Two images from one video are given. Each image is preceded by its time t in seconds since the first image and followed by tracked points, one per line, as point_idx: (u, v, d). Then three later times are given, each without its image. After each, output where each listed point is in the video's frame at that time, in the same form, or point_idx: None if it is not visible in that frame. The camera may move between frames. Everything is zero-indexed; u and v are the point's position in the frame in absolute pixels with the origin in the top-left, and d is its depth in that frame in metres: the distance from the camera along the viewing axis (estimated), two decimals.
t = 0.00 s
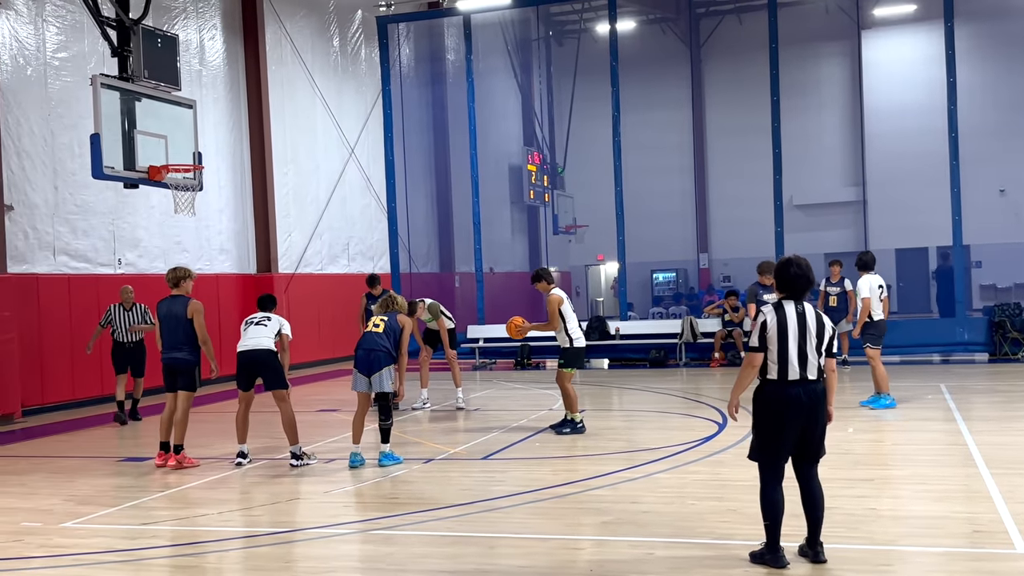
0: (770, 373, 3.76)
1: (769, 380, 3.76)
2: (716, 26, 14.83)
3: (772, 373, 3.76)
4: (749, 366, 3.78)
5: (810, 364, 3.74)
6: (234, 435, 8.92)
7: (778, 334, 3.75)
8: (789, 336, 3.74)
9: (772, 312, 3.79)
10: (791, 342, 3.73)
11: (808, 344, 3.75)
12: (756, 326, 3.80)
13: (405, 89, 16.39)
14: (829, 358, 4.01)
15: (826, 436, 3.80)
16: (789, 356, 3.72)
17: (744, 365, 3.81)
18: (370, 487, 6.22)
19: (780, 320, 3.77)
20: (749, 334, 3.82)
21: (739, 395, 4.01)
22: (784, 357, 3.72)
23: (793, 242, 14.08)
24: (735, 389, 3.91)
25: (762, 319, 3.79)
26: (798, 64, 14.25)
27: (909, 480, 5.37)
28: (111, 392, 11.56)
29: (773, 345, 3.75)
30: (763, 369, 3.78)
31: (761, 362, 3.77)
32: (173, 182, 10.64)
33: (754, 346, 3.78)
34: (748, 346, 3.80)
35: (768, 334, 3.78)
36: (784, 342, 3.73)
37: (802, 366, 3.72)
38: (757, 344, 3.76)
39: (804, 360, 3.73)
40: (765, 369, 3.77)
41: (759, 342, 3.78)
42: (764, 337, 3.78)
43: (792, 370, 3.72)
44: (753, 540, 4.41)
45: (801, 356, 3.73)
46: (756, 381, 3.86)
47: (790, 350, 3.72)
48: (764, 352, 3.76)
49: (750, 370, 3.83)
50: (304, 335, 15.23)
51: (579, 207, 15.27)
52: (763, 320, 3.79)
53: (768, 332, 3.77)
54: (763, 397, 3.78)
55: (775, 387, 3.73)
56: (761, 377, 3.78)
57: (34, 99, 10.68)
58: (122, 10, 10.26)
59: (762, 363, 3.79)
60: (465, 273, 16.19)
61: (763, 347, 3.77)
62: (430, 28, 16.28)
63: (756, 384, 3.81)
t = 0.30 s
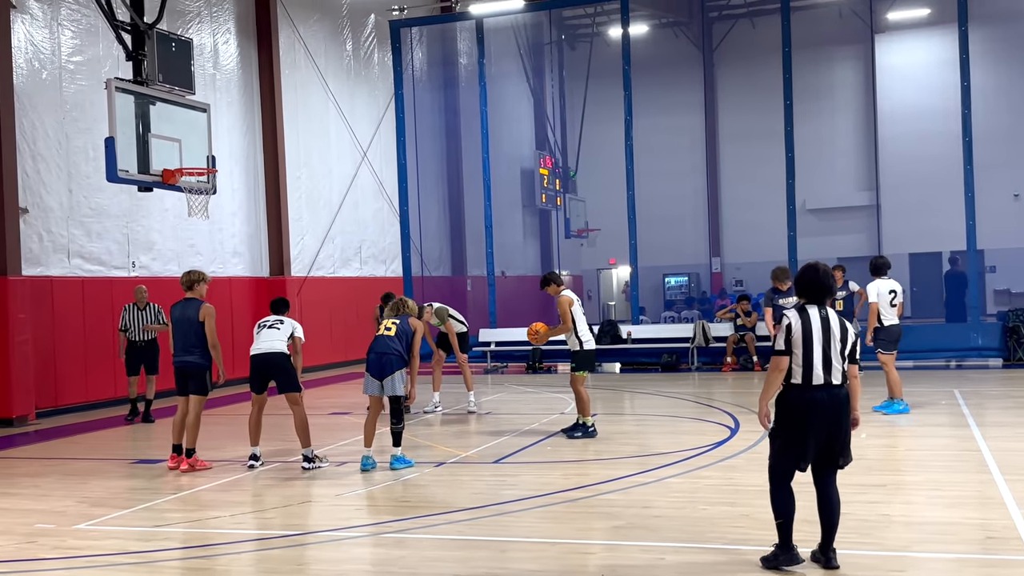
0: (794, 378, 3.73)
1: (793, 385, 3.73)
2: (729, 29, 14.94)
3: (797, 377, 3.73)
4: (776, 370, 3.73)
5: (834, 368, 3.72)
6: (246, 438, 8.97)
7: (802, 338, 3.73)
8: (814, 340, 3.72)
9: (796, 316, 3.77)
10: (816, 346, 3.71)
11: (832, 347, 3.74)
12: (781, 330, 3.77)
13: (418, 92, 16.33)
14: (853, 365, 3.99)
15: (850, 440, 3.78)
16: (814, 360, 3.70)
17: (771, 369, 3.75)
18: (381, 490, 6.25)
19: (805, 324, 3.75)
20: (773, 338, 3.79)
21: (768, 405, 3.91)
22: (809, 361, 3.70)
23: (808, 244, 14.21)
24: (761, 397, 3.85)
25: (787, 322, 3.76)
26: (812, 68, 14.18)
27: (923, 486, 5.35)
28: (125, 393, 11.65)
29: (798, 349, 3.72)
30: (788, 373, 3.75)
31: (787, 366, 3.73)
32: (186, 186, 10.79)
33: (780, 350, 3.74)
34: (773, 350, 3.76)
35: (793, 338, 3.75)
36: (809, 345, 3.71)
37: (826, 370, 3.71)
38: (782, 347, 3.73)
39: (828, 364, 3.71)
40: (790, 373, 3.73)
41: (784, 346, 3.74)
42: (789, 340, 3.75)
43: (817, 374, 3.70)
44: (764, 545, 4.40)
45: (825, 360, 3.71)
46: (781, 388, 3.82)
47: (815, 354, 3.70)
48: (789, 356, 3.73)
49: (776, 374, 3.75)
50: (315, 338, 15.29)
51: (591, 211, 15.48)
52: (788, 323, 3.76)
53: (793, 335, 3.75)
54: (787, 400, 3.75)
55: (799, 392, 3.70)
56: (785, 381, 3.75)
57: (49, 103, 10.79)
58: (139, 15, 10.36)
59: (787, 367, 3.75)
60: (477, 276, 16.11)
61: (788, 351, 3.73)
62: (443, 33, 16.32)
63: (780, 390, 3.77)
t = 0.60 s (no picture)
0: (801, 385, 3.73)
1: (801, 392, 3.73)
2: (739, 34, 14.85)
3: (804, 384, 3.73)
4: (781, 375, 3.77)
5: (842, 377, 3.70)
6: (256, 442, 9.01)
7: (810, 345, 3.72)
8: (822, 347, 3.71)
9: (804, 322, 3.76)
10: (824, 353, 3.70)
11: (841, 355, 3.71)
12: (788, 336, 3.77)
13: (427, 96, 16.50)
14: (864, 369, 3.94)
15: (861, 448, 3.76)
16: (820, 367, 3.69)
17: (777, 375, 3.79)
18: (390, 494, 6.26)
19: (812, 331, 3.73)
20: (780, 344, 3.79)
21: (772, 408, 3.92)
22: (815, 368, 3.69)
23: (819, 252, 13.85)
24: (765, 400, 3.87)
25: (794, 329, 3.76)
26: (821, 73, 14.27)
27: (934, 491, 5.33)
28: (135, 397, 11.72)
29: (805, 356, 3.71)
30: (794, 379, 3.77)
31: (792, 373, 3.75)
32: (196, 190, 10.94)
33: (785, 356, 3.75)
34: (779, 356, 3.77)
35: (800, 344, 3.74)
36: (816, 352, 3.70)
37: (834, 378, 3.69)
38: (787, 354, 3.75)
39: (836, 371, 3.69)
40: (797, 380, 3.73)
41: (790, 352, 3.75)
42: (795, 347, 3.74)
43: (824, 382, 3.69)
44: (773, 550, 4.40)
45: (832, 368, 3.69)
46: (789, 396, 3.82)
47: (822, 361, 3.69)
48: (795, 363, 3.74)
49: (781, 381, 3.80)
50: (324, 342, 15.34)
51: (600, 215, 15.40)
52: (795, 330, 3.75)
53: (800, 342, 3.74)
54: (797, 409, 3.74)
55: (807, 399, 3.71)
56: (793, 388, 3.75)
57: (60, 107, 10.87)
58: (150, 21, 10.26)
59: (793, 373, 3.76)
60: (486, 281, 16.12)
61: (794, 357, 3.74)
62: (452, 37, 16.34)
63: (788, 396, 3.78)
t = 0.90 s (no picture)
0: (806, 391, 3.72)
1: (807, 399, 3.72)
2: (745, 36, 14.78)
3: (808, 390, 3.72)
4: (784, 383, 3.75)
5: (847, 383, 3.71)
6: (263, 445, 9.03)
7: (814, 351, 3.71)
8: (826, 353, 3.70)
9: (807, 328, 3.75)
10: (829, 360, 3.69)
11: (846, 362, 3.72)
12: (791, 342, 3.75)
13: (433, 99, 16.52)
14: (868, 377, 3.90)
15: (865, 452, 3.78)
16: (825, 374, 3.69)
17: (778, 381, 3.77)
18: (396, 497, 6.27)
19: (816, 338, 3.72)
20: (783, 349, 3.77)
21: (773, 410, 3.92)
22: (820, 375, 3.69)
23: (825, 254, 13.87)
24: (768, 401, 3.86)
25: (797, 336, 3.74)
26: (826, 76, 14.26)
27: (941, 495, 5.31)
28: (143, 400, 11.78)
29: (809, 362, 3.70)
30: (798, 386, 3.75)
31: (795, 379, 3.73)
32: (203, 194, 10.88)
33: (788, 363, 3.74)
34: (783, 362, 3.76)
35: (803, 351, 3.73)
36: (820, 359, 3.69)
37: (840, 384, 3.69)
38: (790, 362, 3.73)
39: (841, 377, 3.70)
40: (802, 387, 3.73)
41: (793, 359, 3.74)
42: (799, 353, 3.73)
43: (830, 388, 3.69)
44: (779, 554, 4.39)
45: (838, 374, 3.70)
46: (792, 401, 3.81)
47: (827, 368, 3.69)
48: (799, 369, 3.73)
49: (782, 389, 3.80)
50: (331, 345, 15.37)
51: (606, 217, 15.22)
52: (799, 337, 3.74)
53: (803, 348, 3.73)
54: (804, 416, 3.72)
55: (813, 404, 3.69)
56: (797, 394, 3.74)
57: (68, 111, 10.93)
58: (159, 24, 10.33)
59: (797, 379, 3.75)
60: (492, 284, 16.26)
61: (798, 364, 3.73)
62: (459, 41, 16.37)
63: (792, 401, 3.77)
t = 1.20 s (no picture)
0: (813, 396, 3.70)
1: (814, 404, 3.70)
2: (750, 37, 14.78)
3: (815, 395, 3.70)
4: (791, 389, 3.72)
5: (853, 383, 3.70)
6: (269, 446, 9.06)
7: (819, 354, 3.69)
8: (831, 355, 3.69)
9: (809, 332, 3.74)
10: (834, 361, 3.68)
11: (850, 360, 3.72)
12: (796, 347, 3.73)
13: (438, 101, 16.57)
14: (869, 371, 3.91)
15: (871, 457, 3.79)
16: (832, 376, 3.67)
17: (784, 388, 3.74)
18: (402, 499, 6.29)
19: (819, 340, 3.71)
20: (788, 355, 3.74)
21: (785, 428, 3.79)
22: (827, 377, 3.67)
23: (830, 254, 13.97)
24: (778, 416, 3.76)
25: (801, 341, 3.73)
26: (831, 77, 14.24)
27: (948, 496, 5.30)
28: (149, 402, 11.82)
29: (815, 366, 3.68)
30: (805, 391, 3.72)
31: (803, 385, 3.70)
32: (208, 196, 10.91)
33: (795, 369, 3.70)
34: (788, 368, 3.72)
35: (809, 355, 3.71)
36: (826, 361, 3.68)
37: (846, 385, 3.69)
38: (797, 367, 3.69)
39: (847, 377, 3.69)
40: (809, 392, 3.71)
41: (800, 363, 3.71)
42: (804, 358, 3.71)
43: (837, 391, 3.68)
44: (786, 556, 4.39)
45: (844, 375, 3.69)
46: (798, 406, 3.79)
47: (833, 369, 3.67)
48: (805, 374, 3.70)
49: (790, 394, 3.74)
50: (337, 347, 15.40)
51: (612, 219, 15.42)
52: (803, 341, 3.72)
53: (808, 352, 3.71)
54: (810, 420, 3.71)
55: (820, 408, 3.68)
56: (804, 399, 3.72)
57: (74, 114, 10.98)
58: (161, 28, 10.55)
59: (803, 385, 3.72)
60: (497, 285, 16.23)
61: (804, 369, 3.70)
62: (464, 43, 16.41)
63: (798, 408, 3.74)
